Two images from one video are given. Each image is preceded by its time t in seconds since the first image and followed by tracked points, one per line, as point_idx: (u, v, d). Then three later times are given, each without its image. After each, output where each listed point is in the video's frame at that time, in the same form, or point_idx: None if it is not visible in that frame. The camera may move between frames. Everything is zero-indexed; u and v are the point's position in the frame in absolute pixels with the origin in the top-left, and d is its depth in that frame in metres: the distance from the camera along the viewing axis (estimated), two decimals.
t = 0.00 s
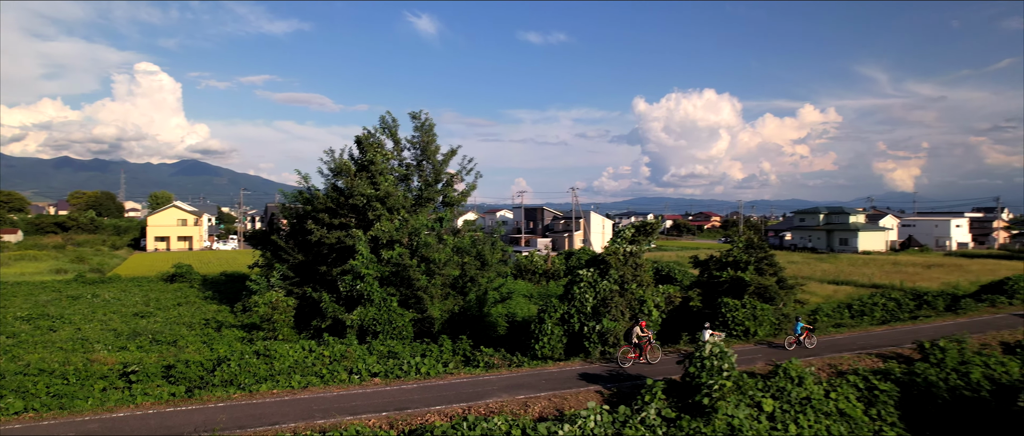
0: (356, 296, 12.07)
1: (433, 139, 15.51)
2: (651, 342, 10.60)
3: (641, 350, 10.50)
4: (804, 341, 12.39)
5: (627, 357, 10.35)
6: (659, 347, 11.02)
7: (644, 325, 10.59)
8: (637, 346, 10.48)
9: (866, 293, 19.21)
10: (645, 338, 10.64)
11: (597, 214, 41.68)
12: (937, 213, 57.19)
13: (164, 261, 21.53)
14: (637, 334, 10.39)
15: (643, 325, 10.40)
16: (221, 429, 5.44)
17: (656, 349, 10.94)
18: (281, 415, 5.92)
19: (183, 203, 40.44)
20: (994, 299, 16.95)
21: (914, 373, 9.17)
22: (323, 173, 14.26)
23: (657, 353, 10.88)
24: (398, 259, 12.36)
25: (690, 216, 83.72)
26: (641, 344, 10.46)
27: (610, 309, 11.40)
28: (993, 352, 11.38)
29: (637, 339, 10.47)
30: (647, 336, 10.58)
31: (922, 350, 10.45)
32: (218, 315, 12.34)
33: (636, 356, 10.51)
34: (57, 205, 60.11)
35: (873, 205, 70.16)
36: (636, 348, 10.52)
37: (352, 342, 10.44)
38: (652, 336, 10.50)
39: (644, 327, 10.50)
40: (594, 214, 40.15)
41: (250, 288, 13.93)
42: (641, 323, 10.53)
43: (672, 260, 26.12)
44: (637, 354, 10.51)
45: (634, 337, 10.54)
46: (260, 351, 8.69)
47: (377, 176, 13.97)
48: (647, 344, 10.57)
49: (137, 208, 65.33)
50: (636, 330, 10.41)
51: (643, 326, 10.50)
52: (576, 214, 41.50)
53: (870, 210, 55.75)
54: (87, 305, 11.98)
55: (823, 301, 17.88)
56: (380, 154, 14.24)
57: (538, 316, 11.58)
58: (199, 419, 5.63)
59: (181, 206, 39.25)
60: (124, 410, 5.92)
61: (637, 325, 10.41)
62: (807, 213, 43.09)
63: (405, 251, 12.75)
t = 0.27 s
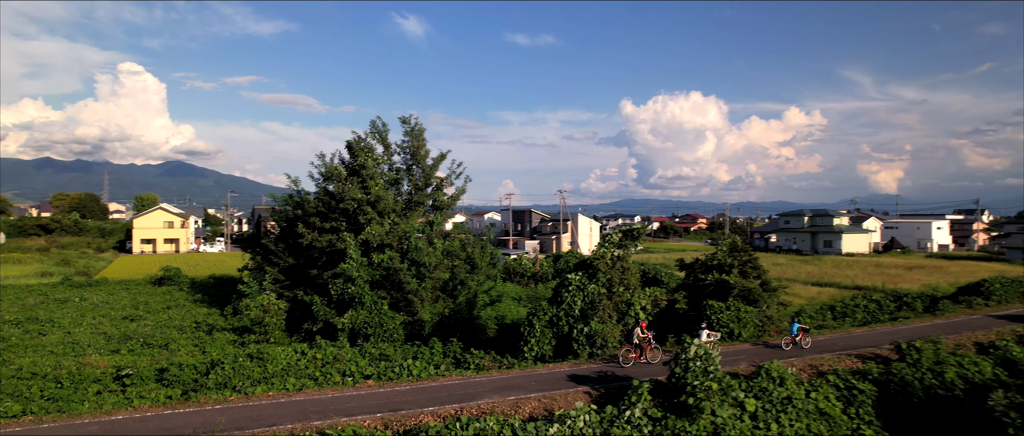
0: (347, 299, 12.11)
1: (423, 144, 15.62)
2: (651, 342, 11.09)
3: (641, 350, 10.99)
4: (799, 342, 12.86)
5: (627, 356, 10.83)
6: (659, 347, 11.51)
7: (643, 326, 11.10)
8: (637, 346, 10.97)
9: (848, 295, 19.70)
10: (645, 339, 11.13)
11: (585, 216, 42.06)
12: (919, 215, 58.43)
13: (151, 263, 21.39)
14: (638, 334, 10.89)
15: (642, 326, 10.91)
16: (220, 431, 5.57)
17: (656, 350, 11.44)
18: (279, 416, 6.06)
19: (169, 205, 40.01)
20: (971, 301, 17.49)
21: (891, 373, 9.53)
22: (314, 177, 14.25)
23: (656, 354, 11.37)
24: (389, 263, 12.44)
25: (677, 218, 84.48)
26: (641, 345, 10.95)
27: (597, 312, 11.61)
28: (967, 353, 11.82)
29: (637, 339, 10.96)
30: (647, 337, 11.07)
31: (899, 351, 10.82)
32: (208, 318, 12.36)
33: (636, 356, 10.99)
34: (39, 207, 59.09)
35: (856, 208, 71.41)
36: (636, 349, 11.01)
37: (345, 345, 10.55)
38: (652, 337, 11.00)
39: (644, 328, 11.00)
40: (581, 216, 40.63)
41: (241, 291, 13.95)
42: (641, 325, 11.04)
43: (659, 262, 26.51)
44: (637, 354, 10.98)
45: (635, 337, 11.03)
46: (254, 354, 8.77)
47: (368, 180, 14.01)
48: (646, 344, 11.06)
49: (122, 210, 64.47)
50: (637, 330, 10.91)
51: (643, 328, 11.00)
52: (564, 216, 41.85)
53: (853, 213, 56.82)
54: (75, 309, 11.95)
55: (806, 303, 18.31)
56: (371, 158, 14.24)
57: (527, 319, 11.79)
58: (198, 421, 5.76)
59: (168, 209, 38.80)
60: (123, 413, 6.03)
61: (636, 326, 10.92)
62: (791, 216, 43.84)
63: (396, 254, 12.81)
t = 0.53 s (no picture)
0: (340, 303, 12.18)
1: (414, 149, 15.73)
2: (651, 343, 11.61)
3: (642, 351, 11.50)
4: (796, 341, 13.35)
5: (630, 357, 11.33)
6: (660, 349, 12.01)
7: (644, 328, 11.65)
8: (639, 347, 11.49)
9: (832, 296, 20.17)
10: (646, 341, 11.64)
11: (573, 219, 42.37)
12: (901, 217, 59.65)
13: (139, 266, 21.23)
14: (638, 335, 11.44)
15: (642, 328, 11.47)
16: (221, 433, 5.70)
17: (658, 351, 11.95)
18: (278, 419, 6.20)
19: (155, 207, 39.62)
20: (949, 302, 18.02)
21: (871, 373, 9.84)
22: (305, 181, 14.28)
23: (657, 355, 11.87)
24: (380, 266, 12.54)
25: (665, 220, 85.29)
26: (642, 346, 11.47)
27: (586, 314, 11.84)
28: (944, 353, 12.25)
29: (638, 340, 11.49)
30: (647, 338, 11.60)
31: (878, 351, 11.18)
32: (199, 321, 12.36)
33: (638, 356, 11.48)
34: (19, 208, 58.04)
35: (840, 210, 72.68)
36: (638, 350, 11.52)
37: (337, 348, 10.63)
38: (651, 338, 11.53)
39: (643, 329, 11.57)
40: (570, 218, 40.95)
41: (232, 294, 13.96)
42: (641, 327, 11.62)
43: (647, 265, 26.87)
44: (639, 354, 11.47)
45: (636, 338, 11.53)
46: (248, 356, 8.83)
47: (360, 184, 14.09)
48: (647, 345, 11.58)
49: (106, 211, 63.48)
50: (637, 332, 11.45)
51: (643, 329, 11.53)
52: (552, 218, 42.15)
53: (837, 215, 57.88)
54: (64, 312, 11.91)
55: (791, 304, 18.73)
56: (363, 162, 14.31)
57: (518, 322, 11.97)
58: (199, 424, 5.90)
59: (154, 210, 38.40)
60: (123, 416, 6.12)
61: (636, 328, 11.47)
62: (777, 218, 44.53)
63: (388, 258, 12.91)
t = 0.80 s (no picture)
0: (333, 306, 12.26)
1: (406, 153, 15.82)
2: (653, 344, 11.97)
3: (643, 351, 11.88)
4: (793, 342, 13.74)
5: (631, 357, 11.65)
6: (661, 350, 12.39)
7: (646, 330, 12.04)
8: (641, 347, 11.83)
9: (817, 297, 20.64)
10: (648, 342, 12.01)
11: (563, 220, 42.65)
12: (884, 219, 60.79)
13: (127, 268, 21.08)
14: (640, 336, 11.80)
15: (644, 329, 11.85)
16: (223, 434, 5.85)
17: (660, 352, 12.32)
18: (278, 420, 6.35)
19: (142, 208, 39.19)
20: (930, 304, 18.52)
21: (851, 373, 10.15)
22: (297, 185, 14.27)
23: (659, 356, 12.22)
24: (373, 269, 12.66)
25: (653, 221, 85.98)
26: (644, 346, 11.82)
27: (577, 317, 12.09)
28: (923, 353, 12.64)
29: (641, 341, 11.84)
30: (649, 340, 11.97)
31: (859, 352, 11.53)
32: (192, 324, 12.38)
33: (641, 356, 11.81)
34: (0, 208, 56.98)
35: (825, 211, 73.85)
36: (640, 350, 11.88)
37: (331, 350, 10.71)
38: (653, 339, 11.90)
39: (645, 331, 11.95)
40: (559, 220, 41.21)
41: (224, 297, 13.98)
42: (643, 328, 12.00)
43: (635, 266, 27.21)
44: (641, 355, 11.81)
45: (638, 340, 11.88)
46: (244, 359, 8.92)
47: (353, 188, 14.17)
48: (649, 346, 11.94)
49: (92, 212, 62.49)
50: (640, 333, 11.80)
51: (645, 330, 11.89)
52: (542, 220, 42.40)
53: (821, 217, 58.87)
54: (55, 316, 11.87)
55: (777, 306, 19.15)
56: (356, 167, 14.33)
57: (510, 324, 12.15)
58: (201, 426, 6.05)
59: (140, 211, 37.97)
60: (125, 419, 6.25)
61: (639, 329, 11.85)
62: (764, 219, 45.19)
63: (381, 261, 13.03)
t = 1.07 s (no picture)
0: (327, 308, 12.35)
1: (399, 157, 15.94)
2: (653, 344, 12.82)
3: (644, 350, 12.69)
4: (790, 343, 14.15)
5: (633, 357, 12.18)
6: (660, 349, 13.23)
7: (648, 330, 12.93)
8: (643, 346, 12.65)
9: (803, 298, 21.08)
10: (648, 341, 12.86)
11: (553, 221, 42.92)
12: (869, 220, 61.85)
13: (116, 269, 20.93)
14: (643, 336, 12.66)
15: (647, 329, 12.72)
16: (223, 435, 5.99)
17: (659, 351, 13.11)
18: (278, 422, 6.50)
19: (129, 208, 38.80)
20: (911, 304, 19.01)
21: (834, 374, 10.51)
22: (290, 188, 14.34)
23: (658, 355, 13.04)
24: (367, 272, 12.78)
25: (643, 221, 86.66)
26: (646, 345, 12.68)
27: (568, 319, 12.30)
28: (903, 353, 13.03)
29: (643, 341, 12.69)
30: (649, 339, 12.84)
31: (842, 353, 11.87)
32: (184, 326, 12.41)
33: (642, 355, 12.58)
34: None
35: (811, 212, 74.93)
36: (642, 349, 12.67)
37: (326, 353, 10.81)
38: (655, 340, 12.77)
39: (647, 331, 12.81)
40: (549, 221, 41.47)
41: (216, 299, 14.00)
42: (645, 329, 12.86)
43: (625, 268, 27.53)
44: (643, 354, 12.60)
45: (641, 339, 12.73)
46: (240, 361, 9.02)
47: (346, 191, 14.26)
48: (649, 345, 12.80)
49: (76, 212, 61.46)
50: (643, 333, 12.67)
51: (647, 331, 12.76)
52: (533, 220, 42.63)
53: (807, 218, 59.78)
54: (46, 319, 11.85)
55: (764, 307, 19.53)
56: (349, 170, 14.46)
57: (502, 326, 12.33)
58: (202, 428, 6.19)
59: (128, 212, 37.59)
60: (126, 422, 6.37)
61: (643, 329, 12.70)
62: (751, 220, 45.82)
63: (374, 264, 13.15)
